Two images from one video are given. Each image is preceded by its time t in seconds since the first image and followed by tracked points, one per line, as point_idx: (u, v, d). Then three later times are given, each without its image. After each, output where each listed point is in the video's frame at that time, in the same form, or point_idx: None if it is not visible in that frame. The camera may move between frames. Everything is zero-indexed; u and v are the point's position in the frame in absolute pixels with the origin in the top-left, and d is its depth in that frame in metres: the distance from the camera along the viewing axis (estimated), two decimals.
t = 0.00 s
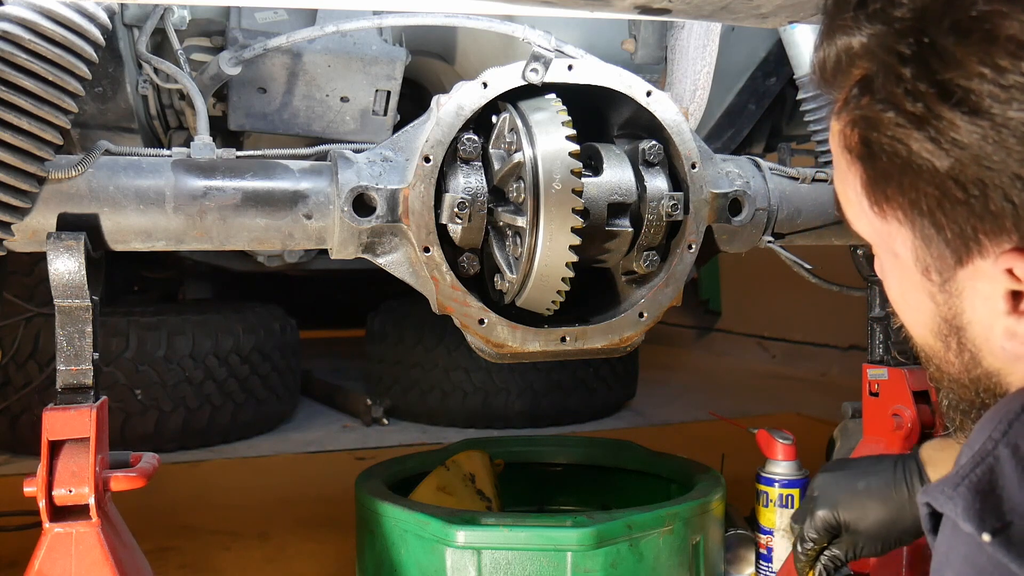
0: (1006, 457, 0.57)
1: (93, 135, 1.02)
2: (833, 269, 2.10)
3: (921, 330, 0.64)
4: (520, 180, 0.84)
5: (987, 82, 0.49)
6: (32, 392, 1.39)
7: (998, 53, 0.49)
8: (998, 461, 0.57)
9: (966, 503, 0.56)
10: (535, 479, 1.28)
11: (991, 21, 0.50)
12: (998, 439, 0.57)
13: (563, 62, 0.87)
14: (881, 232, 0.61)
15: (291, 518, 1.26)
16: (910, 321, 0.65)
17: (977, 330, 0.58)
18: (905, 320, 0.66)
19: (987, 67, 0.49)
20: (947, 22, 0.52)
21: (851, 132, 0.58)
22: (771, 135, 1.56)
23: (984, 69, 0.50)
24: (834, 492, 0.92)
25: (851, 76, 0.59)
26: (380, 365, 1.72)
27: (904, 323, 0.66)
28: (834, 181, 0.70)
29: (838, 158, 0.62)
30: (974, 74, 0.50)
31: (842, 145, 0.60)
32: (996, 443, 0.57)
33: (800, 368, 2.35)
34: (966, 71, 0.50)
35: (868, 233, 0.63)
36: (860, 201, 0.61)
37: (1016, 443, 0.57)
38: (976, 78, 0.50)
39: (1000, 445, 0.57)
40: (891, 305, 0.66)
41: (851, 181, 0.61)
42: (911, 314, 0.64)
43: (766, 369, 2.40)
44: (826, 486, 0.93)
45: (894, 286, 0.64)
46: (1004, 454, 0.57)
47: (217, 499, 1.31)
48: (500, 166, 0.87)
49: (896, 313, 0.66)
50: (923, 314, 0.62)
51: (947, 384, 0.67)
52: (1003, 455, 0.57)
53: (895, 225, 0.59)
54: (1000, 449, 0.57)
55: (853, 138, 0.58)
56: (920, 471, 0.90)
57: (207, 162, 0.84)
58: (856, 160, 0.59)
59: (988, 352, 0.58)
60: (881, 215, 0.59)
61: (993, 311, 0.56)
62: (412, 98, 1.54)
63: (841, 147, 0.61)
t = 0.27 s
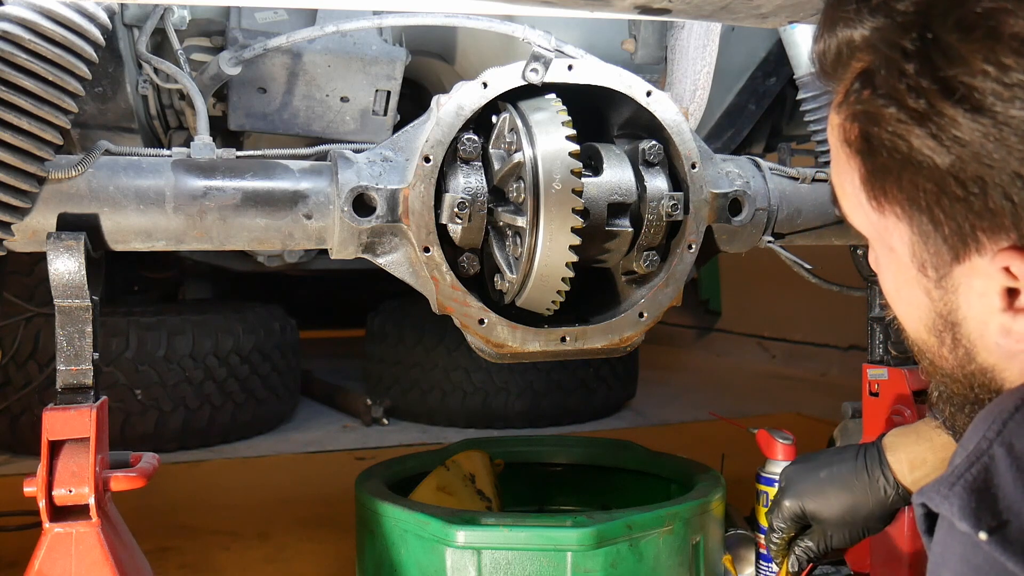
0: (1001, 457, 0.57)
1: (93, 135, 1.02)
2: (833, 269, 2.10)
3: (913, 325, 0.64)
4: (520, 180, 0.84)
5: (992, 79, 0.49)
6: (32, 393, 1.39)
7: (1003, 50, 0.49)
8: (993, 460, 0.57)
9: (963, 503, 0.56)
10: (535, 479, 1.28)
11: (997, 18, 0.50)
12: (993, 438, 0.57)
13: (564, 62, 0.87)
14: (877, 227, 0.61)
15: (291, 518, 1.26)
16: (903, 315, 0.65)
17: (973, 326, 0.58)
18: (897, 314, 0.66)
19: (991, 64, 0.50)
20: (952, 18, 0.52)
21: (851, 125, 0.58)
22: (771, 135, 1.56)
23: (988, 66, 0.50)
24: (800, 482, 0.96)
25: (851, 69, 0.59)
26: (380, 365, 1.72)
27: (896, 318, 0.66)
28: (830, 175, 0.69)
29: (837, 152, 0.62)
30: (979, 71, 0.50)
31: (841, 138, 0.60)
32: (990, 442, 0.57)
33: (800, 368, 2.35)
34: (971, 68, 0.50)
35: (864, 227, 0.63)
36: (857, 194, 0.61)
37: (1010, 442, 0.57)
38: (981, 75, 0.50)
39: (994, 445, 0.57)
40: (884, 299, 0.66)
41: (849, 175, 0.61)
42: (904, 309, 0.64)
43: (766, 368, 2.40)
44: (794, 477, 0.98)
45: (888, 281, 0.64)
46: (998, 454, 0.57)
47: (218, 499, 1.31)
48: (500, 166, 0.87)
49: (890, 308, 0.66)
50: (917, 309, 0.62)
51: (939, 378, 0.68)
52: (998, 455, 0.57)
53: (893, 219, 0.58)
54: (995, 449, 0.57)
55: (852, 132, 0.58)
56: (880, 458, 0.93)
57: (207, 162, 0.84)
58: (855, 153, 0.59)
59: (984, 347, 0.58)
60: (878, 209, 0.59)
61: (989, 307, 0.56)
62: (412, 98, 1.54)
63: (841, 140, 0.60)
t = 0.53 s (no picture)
0: (1005, 456, 0.57)
1: (93, 135, 1.02)
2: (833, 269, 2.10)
3: (920, 323, 0.65)
4: (520, 180, 0.84)
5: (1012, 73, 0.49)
6: (32, 393, 1.39)
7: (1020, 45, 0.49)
8: (997, 460, 0.57)
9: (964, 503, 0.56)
10: (536, 478, 1.28)
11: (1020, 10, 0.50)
12: (998, 437, 0.57)
13: (563, 62, 0.87)
14: (887, 224, 0.61)
15: (291, 518, 1.26)
16: (910, 314, 0.65)
17: (984, 325, 0.58)
18: (905, 312, 0.66)
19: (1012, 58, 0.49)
20: (976, 10, 0.52)
21: (866, 119, 0.58)
22: (771, 135, 1.56)
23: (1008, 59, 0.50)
24: (815, 473, 0.96)
25: (864, 61, 0.59)
26: (380, 365, 1.72)
27: (904, 317, 0.66)
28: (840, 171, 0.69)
29: (848, 147, 0.62)
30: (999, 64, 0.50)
31: (853, 132, 0.60)
32: (996, 441, 0.57)
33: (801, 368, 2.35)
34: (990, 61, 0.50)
35: (873, 224, 0.63)
36: (866, 190, 0.61)
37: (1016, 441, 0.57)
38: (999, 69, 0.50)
39: (999, 443, 0.57)
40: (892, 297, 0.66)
41: (861, 170, 0.61)
42: (912, 307, 0.64)
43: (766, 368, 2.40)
44: (806, 469, 0.97)
45: (896, 279, 0.64)
46: (1003, 453, 0.57)
47: (219, 499, 1.31)
48: (501, 165, 0.87)
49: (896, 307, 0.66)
50: (926, 308, 0.62)
51: (945, 377, 0.68)
52: (1003, 454, 0.57)
53: (904, 216, 0.58)
54: (999, 448, 0.57)
55: (867, 126, 0.58)
56: (898, 458, 0.95)
57: (206, 162, 0.84)
58: (868, 148, 0.59)
59: (994, 346, 0.58)
60: (889, 205, 0.59)
61: (1000, 306, 0.56)
62: (412, 98, 1.54)
63: (853, 135, 0.60)
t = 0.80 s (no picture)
0: (1005, 454, 0.57)
1: (93, 135, 1.02)
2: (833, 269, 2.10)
3: (923, 322, 0.65)
4: (520, 180, 0.84)
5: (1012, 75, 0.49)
6: (31, 393, 1.39)
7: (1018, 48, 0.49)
8: (998, 458, 0.57)
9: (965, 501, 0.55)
10: (536, 478, 1.28)
11: (1022, 12, 0.50)
12: (997, 436, 0.57)
13: (563, 62, 0.87)
14: (889, 223, 0.61)
15: (291, 517, 1.26)
16: (914, 312, 0.65)
17: (986, 326, 0.58)
18: (909, 311, 0.66)
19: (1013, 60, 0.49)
20: (978, 12, 0.51)
21: (867, 122, 0.58)
22: (771, 135, 1.56)
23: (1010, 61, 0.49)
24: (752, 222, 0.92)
25: (865, 62, 0.59)
26: (380, 365, 1.72)
27: (908, 315, 0.66)
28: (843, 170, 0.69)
29: (849, 148, 0.62)
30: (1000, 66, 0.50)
31: (854, 133, 0.60)
32: (995, 439, 0.57)
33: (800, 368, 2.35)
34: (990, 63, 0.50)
35: (875, 224, 0.63)
36: (868, 190, 0.61)
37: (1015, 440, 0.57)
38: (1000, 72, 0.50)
39: (998, 442, 0.57)
40: (896, 295, 0.66)
41: (862, 171, 0.61)
42: (915, 307, 0.64)
43: (766, 369, 2.40)
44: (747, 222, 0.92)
45: (898, 278, 0.64)
46: (1003, 451, 0.57)
47: (219, 499, 1.31)
48: (501, 165, 0.87)
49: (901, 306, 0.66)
50: (928, 307, 0.62)
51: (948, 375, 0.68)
52: (1003, 452, 0.57)
53: (905, 217, 0.59)
54: (999, 446, 0.57)
55: (868, 127, 0.58)
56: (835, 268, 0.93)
57: (206, 162, 0.84)
58: (869, 149, 0.59)
59: (995, 347, 0.58)
60: (891, 206, 0.59)
61: (1001, 307, 0.56)
62: (412, 98, 1.54)
63: (854, 136, 0.60)
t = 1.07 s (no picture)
0: (994, 456, 0.57)
1: (93, 135, 1.02)
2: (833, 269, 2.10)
3: (913, 322, 0.65)
4: (520, 180, 0.84)
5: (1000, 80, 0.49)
6: (32, 393, 1.39)
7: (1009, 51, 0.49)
8: (988, 461, 0.57)
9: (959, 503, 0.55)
10: (535, 479, 1.28)
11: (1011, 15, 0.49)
12: (986, 438, 0.57)
13: (564, 62, 0.87)
14: (878, 225, 0.61)
15: (291, 517, 1.26)
16: (902, 313, 0.65)
17: (974, 328, 0.58)
18: (898, 311, 0.66)
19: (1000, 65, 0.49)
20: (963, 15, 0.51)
21: (855, 124, 0.58)
22: (771, 135, 1.56)
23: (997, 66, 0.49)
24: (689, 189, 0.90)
25: (856, 65, 0.59)
26: (380, 365, 1.72)
27: (898, 316, 0.66)
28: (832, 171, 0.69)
29: (839, 149, 0.62)
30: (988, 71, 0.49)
31: (843, 136, 0.60)
32: (985, 442, 0.57)
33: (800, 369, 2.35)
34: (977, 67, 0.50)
35: (865, 225, 0.63)
36: (858, 192, 0.61)
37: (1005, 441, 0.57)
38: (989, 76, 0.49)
39: (988, 444, 0.57)
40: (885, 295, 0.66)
41: (852, 173, 0.61)
42: (904, 307, 0.64)
43: (766, 369, 2.40)
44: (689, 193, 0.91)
45: (888, 280, 0.64)
46: (993, 453, 0.57)
47: (218, 499, 1.31)
48: (501, 165, 0.87)
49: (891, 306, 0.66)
50: (917, 308, 0.62)
51: (938, 375, 0.68)
52: (993, 455, 0.57)
53: (895, 219, 0.59)
54: (988, 448, 0.57)
55: (856, 130, 0.58)
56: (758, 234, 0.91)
57: (207, 162, 0.84)
58: (857, 151, 0.59)
59: (984, 349, 0.58)
60: (880, 208, 0.59)
61: (990, 309, 0.56)
62: (412, 98, 1.54)
63: (843, 138, 0.60)
